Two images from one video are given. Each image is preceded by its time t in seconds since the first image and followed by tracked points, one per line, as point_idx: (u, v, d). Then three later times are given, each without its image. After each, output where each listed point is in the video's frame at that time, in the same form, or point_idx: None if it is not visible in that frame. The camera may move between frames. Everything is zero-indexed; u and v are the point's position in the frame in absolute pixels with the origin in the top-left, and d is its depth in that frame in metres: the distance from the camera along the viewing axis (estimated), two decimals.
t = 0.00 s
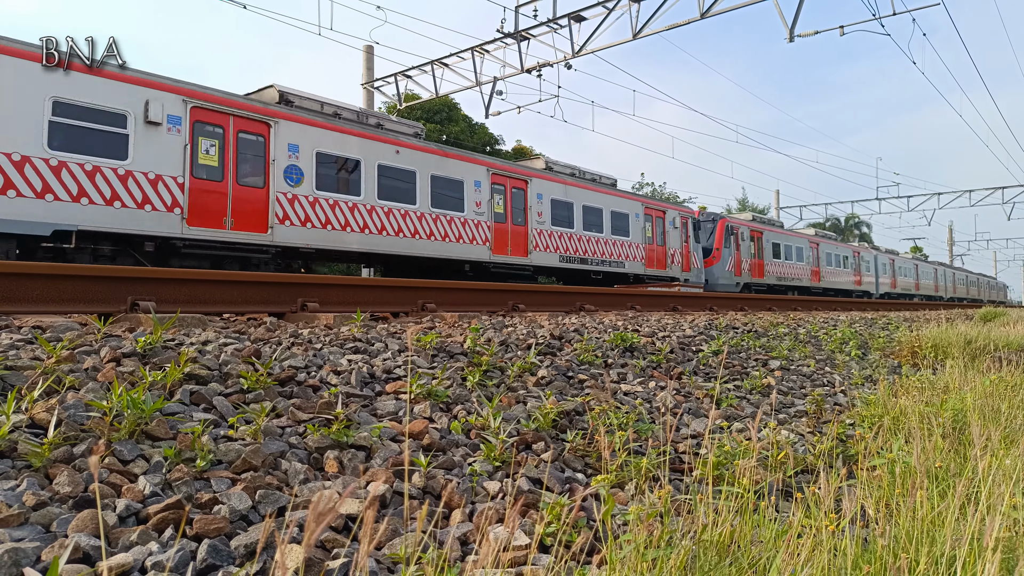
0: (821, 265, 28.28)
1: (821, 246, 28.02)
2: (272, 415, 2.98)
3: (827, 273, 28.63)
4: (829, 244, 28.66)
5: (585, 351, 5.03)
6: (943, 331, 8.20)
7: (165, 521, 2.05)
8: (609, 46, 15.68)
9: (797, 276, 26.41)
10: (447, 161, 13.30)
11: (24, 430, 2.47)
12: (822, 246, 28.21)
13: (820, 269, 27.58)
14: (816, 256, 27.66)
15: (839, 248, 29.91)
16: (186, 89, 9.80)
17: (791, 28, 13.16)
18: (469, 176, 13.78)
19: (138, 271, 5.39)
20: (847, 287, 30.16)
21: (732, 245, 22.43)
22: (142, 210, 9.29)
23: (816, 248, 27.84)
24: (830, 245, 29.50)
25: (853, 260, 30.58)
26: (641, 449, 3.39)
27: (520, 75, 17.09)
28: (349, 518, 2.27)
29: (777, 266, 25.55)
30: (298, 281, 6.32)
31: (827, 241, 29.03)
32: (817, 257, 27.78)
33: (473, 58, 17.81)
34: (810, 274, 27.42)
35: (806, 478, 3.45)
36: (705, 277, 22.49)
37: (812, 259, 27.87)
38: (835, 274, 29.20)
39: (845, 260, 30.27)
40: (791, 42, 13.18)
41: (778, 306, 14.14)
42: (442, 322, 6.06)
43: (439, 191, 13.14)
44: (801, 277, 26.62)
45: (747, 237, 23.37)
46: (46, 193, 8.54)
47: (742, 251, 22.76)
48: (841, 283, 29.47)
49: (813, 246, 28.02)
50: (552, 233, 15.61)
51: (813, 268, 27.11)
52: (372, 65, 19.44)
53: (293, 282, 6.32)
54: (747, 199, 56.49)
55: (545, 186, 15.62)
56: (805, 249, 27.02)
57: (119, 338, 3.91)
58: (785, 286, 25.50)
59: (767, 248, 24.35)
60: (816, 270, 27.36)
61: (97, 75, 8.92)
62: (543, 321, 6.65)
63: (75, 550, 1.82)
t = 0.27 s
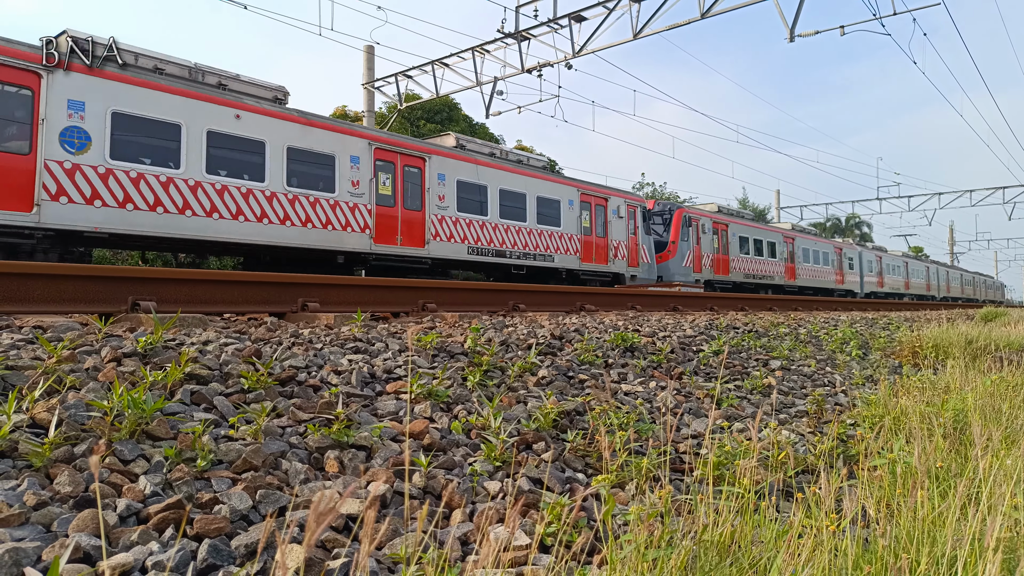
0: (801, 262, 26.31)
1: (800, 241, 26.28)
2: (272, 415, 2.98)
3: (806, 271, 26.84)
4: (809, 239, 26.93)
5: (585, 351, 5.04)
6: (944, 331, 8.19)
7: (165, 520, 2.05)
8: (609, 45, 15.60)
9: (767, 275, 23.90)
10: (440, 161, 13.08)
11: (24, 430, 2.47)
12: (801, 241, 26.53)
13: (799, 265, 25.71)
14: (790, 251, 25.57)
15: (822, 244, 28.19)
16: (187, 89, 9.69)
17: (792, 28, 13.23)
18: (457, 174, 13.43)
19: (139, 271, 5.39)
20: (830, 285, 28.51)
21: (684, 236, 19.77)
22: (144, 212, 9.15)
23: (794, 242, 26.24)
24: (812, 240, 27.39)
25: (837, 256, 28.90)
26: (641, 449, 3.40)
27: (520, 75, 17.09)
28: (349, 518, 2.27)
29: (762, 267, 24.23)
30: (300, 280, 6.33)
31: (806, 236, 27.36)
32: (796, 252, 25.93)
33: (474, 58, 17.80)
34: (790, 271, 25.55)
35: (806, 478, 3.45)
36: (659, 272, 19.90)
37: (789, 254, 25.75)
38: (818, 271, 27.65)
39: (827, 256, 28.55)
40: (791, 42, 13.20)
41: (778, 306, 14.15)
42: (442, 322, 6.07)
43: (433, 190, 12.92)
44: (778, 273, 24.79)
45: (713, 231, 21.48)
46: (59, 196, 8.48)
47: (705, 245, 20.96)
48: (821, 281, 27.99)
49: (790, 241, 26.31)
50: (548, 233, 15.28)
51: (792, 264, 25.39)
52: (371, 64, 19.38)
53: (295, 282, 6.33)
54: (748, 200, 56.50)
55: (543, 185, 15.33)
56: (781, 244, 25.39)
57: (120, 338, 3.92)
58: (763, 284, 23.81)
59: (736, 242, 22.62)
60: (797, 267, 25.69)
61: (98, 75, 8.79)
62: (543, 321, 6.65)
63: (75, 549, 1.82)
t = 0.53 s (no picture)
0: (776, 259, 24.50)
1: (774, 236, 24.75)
2: (273, 415, 2.98)
3: (779, 267, 25.39)
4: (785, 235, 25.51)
5: (585, 351, 5.04)
6: (945, 331, 8.19)
7: (166, 520, 2.05)
8: (611, 46, 15.48)
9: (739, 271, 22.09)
10: (442, 160, 12.83)
11: (25, 430, 2.47)
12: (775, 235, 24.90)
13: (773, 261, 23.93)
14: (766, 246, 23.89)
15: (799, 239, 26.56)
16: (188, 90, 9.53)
17: (791, 27, 13.15)
18: (447, 171, 12.95)
19: (140, 271, 5.39)
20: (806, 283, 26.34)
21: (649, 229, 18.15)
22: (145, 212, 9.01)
23: (768, 237, 24.44)
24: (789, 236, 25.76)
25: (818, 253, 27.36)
26: (642, 449, 3.40)
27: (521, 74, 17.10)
28: (349, 518, 2.27)
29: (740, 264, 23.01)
30: (301, 280, 6.34)
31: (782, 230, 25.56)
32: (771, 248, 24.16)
33: (474, 58, 17.80)
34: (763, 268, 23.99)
35: (806, 478, 3.45)
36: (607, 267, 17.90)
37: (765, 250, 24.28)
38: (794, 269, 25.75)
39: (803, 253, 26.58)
40: (790, 42, 13.17)
41: (779, 306, 14.15)
42: (443, 322, 6.07)
43: (429, 189, 12.59)
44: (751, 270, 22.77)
45: (673, 222, 19.43)
46: (61, 196, 8.37)
47: (664, 238, 18.83)
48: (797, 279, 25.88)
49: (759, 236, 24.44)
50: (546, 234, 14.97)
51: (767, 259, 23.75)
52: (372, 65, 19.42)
53: (296, 282, 6.33)
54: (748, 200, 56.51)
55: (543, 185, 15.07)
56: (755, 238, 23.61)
57: (120, 338, 3.92)
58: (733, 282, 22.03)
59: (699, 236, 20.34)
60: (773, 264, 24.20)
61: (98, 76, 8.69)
62: (544, 321, 6.65)
63: (76, 549, 1.82)
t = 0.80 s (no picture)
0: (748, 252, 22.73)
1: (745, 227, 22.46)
2: (273, 415, 2.98)
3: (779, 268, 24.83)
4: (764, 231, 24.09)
5: (585, 351, 5.04)
6: (945, 331, 8.19)
7: (166, 521, 2.05)
8: (612, 46, 15.23)
9: (699, 267, 20.28)
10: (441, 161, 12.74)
11: (26, 430, 2.48)
12: (748, 227, 22.98)
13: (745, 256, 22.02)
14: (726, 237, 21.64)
15: (772, 232, 24.54)
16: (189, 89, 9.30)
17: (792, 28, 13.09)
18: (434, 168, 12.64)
19: (141, 271, 5.40)
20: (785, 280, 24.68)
21: (590, 219, 16.17)
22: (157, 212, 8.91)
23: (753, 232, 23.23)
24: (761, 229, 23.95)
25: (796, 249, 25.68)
26: (642, 449, 3.40)
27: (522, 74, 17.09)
28: (349, 518, 2.27)
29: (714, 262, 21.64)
30: (301, 280, 6.34)
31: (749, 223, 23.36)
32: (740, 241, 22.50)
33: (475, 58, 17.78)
34: (730, 264, 21.79)
35: (807, 479, 3.45)
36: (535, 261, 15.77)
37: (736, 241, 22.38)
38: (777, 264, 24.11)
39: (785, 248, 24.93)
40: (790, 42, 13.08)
41: (779, 306, 14.14)
42: (443, 322, 6.07)
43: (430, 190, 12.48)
44: (705, 265, 20.44)
45: (617, 212, 17.37)
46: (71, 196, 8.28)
47: (602, 229, 16.62)
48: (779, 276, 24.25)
49: (722, 228, 21.83)
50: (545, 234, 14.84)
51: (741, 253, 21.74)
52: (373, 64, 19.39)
53: (296, 282, 6.33)
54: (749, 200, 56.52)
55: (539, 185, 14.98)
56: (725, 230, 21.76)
57: (121, 338, 3.93)
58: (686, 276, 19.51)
59: (654, 228, 18.48)
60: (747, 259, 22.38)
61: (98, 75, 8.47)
62: (544, 321, 6.66)
63: (76, 550, 1.82)
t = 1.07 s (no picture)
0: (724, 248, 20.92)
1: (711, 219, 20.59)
2: (274, 415, 2.98)
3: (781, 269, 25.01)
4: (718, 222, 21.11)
5: (586, 351, 5.04)
6: (946, 331, 8.19)
7: (167, 521, 2.06)
8: (613, 45, 14.89)
9: (655, 262, 18.25)
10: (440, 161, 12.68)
11: (27, 430, 2.48)
12: (711, 221, 20.74)
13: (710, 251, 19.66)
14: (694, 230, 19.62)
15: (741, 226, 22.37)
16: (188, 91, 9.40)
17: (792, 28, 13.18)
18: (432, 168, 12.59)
19: (143, 271, 5.40)
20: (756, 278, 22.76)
21: (509, 206, 14.05)
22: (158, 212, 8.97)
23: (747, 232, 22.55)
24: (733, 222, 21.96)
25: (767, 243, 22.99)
26: (643, 449, 3.41)
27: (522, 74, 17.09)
28: (350, 519, 2.27)
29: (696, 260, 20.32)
30: (302, 281, 6.34)
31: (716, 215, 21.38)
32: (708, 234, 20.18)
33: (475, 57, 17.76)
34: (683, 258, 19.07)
35: (807, 479, 3.45)
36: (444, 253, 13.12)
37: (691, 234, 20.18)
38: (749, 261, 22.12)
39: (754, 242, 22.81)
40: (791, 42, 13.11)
41: (779, 305, 14.15)
42: (443, 322, 6.08)
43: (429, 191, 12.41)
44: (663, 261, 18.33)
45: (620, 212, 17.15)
46: (75, 197, 8.28)
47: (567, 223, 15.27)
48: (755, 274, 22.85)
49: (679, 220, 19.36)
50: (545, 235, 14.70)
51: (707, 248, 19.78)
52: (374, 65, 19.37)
53: (297, 282, 6.34)
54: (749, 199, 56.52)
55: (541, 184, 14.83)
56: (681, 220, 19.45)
57: (122, 338, 3.93)
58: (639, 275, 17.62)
59: (593, 217, 16.06)
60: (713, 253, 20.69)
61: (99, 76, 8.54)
62: (545, 321, 6.67)
63: (77, 550, 1.82)
